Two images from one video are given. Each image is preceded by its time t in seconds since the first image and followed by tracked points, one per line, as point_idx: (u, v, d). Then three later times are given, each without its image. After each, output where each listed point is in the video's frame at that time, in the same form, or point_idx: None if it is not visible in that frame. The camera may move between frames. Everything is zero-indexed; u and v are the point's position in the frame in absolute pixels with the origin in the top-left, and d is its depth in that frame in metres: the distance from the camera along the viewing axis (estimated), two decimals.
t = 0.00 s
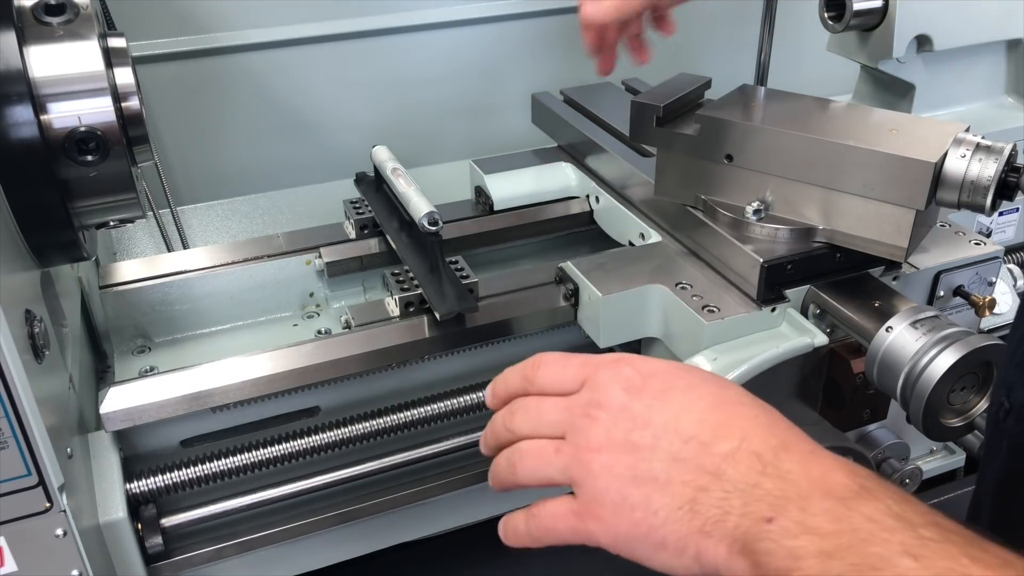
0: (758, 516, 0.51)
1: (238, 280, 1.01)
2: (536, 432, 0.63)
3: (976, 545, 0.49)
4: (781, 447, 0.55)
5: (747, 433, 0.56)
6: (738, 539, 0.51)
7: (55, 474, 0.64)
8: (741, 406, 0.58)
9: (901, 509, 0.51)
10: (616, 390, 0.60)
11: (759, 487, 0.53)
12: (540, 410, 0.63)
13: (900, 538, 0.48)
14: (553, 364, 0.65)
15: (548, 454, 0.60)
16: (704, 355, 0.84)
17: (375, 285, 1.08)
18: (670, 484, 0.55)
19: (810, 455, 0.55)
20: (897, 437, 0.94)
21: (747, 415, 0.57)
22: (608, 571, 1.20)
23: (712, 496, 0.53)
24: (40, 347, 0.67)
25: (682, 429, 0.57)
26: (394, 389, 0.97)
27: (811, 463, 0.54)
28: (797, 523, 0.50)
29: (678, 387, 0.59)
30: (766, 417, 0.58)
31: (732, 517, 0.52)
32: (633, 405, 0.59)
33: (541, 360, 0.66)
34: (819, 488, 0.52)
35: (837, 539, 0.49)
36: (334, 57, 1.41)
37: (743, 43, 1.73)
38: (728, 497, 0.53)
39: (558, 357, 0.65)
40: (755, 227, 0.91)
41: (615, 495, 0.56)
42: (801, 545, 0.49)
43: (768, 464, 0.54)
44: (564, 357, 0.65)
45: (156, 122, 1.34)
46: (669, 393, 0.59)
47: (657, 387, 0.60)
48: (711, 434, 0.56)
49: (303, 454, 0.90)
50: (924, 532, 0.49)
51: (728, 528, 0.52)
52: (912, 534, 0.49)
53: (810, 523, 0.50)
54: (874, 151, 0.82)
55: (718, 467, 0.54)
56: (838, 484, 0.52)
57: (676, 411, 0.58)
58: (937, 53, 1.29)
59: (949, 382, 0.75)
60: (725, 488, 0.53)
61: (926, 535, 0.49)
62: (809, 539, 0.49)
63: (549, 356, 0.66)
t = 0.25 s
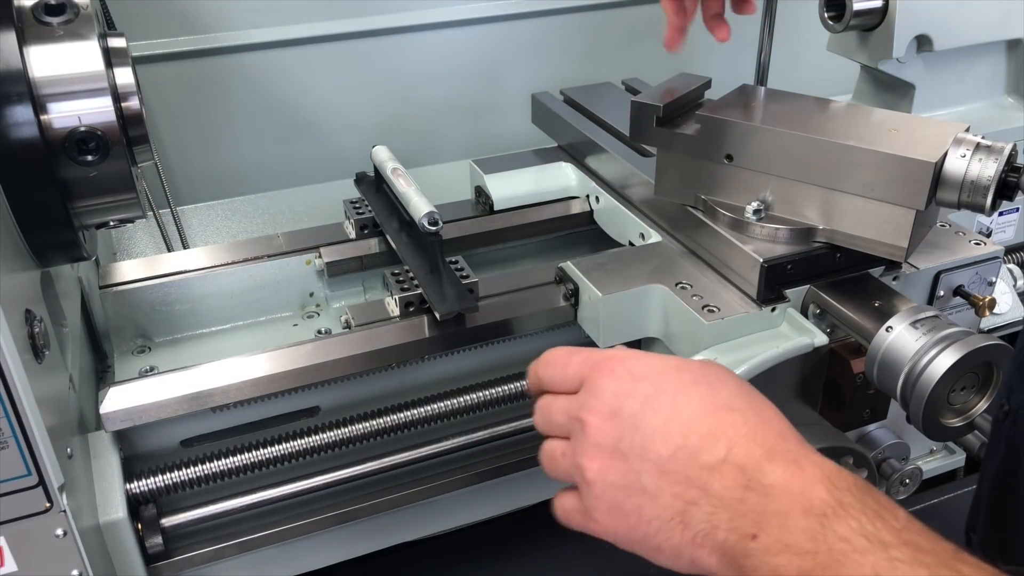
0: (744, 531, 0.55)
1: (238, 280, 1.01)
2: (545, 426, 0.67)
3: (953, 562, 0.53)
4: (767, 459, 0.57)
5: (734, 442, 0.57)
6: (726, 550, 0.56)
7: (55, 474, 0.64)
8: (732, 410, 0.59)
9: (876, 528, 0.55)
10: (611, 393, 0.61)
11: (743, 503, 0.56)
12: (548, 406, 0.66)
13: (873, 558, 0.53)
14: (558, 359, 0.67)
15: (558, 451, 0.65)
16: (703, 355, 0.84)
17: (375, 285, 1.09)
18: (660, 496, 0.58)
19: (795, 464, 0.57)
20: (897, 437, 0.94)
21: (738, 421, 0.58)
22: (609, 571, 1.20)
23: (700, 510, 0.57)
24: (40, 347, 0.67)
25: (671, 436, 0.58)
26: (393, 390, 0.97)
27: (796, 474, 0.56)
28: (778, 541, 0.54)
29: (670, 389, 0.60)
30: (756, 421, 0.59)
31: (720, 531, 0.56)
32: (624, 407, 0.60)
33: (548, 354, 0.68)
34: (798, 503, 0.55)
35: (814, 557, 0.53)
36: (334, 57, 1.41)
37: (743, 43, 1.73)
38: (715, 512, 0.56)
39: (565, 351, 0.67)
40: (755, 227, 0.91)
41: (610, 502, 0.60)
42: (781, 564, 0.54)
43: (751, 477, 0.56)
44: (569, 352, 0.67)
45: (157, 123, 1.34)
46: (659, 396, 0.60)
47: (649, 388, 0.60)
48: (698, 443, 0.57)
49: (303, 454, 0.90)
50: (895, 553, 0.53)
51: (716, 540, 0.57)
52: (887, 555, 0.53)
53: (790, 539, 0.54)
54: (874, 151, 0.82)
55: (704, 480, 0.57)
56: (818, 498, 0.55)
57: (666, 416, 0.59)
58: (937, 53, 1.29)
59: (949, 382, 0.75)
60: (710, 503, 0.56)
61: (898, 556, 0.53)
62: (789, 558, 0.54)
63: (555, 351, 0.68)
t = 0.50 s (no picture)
0: (739, 533, 0.55)
1: (238, 280, 1.01)
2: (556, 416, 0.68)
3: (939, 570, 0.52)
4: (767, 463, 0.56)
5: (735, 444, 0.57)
6: (722, 550, 0.57)
7: (55, 474, 0.64)
8: (736, 412, 0.59)
9: (866, 533, 0.54)
10: (617, 387, 0.62)
11: (740, 505, 0.56)
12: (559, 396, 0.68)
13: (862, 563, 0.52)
14: (573, 352, 0.68)
15: (567, 441, 0.67)
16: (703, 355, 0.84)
17: (376, 285, 1.09)
18: (660, 492, 0.59)
19: (793, 467, 0.56)
20: (897, 437, 0.94)
21: (740, 422, 0.58)
22: (609, 571, 1.20)
23: (698, 509, 0.57)
24: (40, 347, 0.67)
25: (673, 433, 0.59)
26: (394, 389, 0.97)
27: (793, 477, 0.56)
28: (771, 543, 0.54)
29: (675, 387, 0.60)
30: (759, 424, 0.59)
31: (718, 532, 0.57)
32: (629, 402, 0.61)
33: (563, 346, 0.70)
34: (791, 507, 0.55)
35: (804, 559, 0.53)
36: (334, 57, 1.41)
37: (743, 43, 1.73)
38: (713, 513, 0.57)
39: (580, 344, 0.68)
40: (755, 227, 0.91)
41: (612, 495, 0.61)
42: (773, 566, 0.54)
43: (749, 479, 0.56)
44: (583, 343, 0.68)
45: (156, 122, 1.34)
46: (664, 393, 0.60)
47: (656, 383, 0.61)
48: (700, 442, 0.58)
49: (303, 454, 0.90)
50: (884, 559, 0.52)
51: (713, 539, 0.57)
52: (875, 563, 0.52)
53: (782, 542, 0.54)
54: (874, 151, 0.82)
55: (704, 480, 0.57)
56: (812, 501, 0.55)
57: (670, 414, 0.59)
58: (937, 53, 1.29)
59: (949, 382, 0.75)
60: (709, 503, 0.57)
61: (885, 562, 0.52)
62: (780, 560, 0.54)
63: (572, 344, 0.69)
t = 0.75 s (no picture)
0: (730, 554, 0.55)
1: (238, 279, 1.01)
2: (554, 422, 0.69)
3: None
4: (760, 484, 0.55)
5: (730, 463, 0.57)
6: (715, 568, 0.57)
7: (54, 474, 0.64)
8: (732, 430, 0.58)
9: (854, 557, 0.52)
10: (612, 399, 0.62)
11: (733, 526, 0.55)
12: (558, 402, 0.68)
13: None
14: (573, 358, 0.69)
15: (566, 450, 0.67)
16: (703, 355, 0.84)
17: (376, 285, 1.09)
18: (653, 509, 0.59)
19: (786, 489, 0.55)
20: (897, 437, 0.94)
21: (735, 441, 0.57)
22: (609, 571, 1.20)
23: (691, 527, 0.57)
24: (40, 347, 0.67)
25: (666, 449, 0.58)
26: (394, 389, 0.97)
27: (785, 499, 0.55)
28: (762, 565, 0.54)
29: (670, 402, 0.60)
30: (755, 442, 0.58)
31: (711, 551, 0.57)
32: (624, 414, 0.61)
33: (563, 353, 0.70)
34: (782, 530, 0.54)
35: None
36: (334, 57, 1.41)
37: (743, 43, 1.73)
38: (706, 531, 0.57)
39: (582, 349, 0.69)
40: (755, 227, 0.91)
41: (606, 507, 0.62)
42: None
43: (741, 500, 0.55)
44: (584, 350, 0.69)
45: (157, 122, 1.34)
46: (659, 408, 0.60)
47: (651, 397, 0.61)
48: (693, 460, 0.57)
49: (303, 454, 0.90)
50: None
51: (707, 558, 0.57)
52: None
53: (771, 565, 0.54)
54: (874, 151, 0.82)
55: (696, 499, 0.57)
56: (802, 524, 0.54)
57: (664, 429, 0.59)
58: (937, 53, 1.29)
59: (949, 382, 0.75)
60: (701, 522, 0.57)
61: None
62: None
63: (573, 348, 0.70)
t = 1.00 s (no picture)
0: (716, 540, 0.56)
1: (238, 279, 1.01)
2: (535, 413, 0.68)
3: None
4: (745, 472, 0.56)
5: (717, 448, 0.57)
6: (702, 554, 0.58)
7: (55, 474, 0.64)
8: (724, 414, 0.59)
9: (830, 539, 0.53)
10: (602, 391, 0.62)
11: (719, 513, 0.56)
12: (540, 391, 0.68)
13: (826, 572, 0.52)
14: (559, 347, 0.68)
15: (557, 439, 0.68)
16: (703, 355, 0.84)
17: (375, 285, 1.08)
18: (643, 497, 0.60)
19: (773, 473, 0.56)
20: (898, 437, 0.94)
21: (722, 431, 0.58)
22: (609, 571, 1.20)
23: (681, 514, 0.58)
24: (40, 347, 0.67)
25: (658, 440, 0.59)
26: (394, 389, 0.97)
27: (768, 483, 0.55)
28: (744, 550, 0.55)
29: (657, 391, 0.60)
30: (741, 428, 0.58)
31: (698, 537, 0.58)
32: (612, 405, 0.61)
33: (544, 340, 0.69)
34: (767, 516, 0.54)
35: (773, 565, 0.53)
36: (334, 57, 1.41)
37: (743, 42, 1.73)
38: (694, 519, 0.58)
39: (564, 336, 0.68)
40: (755, 227, 0.91)
41: (597, 498, 0.63)
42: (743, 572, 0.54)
43: (726, 486, 0.56)
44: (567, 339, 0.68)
45: (156, 122, 1.34)
46: (647, 396, 0.60)
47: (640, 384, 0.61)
48: (680, 450, 0.58)
49: (302, 454, 0.90)
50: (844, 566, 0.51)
51: (694, 545, 0.58)
52: None
53: (753, 549, 0.54)
54: (874, 151, 0.82)
55: (684, 488, 0.57)
56: (783, 508, 0.54)
57: (653, 417, 0.59)
58: (937, 53, 1.29)
59: (949, 382, 0.75)
60: (689, 509, 0.57)
61: None
62: (751, 566, 0.54)
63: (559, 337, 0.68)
